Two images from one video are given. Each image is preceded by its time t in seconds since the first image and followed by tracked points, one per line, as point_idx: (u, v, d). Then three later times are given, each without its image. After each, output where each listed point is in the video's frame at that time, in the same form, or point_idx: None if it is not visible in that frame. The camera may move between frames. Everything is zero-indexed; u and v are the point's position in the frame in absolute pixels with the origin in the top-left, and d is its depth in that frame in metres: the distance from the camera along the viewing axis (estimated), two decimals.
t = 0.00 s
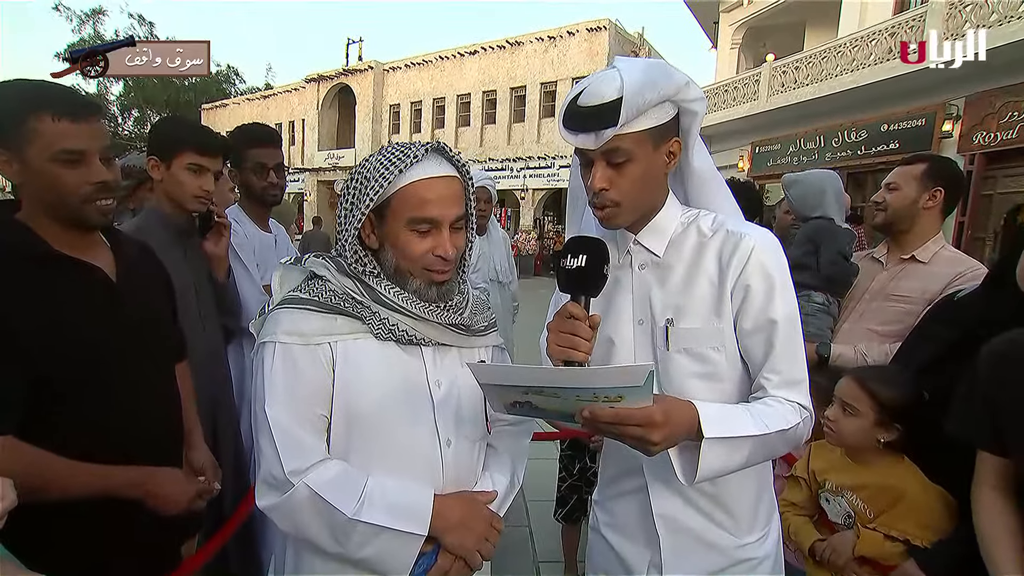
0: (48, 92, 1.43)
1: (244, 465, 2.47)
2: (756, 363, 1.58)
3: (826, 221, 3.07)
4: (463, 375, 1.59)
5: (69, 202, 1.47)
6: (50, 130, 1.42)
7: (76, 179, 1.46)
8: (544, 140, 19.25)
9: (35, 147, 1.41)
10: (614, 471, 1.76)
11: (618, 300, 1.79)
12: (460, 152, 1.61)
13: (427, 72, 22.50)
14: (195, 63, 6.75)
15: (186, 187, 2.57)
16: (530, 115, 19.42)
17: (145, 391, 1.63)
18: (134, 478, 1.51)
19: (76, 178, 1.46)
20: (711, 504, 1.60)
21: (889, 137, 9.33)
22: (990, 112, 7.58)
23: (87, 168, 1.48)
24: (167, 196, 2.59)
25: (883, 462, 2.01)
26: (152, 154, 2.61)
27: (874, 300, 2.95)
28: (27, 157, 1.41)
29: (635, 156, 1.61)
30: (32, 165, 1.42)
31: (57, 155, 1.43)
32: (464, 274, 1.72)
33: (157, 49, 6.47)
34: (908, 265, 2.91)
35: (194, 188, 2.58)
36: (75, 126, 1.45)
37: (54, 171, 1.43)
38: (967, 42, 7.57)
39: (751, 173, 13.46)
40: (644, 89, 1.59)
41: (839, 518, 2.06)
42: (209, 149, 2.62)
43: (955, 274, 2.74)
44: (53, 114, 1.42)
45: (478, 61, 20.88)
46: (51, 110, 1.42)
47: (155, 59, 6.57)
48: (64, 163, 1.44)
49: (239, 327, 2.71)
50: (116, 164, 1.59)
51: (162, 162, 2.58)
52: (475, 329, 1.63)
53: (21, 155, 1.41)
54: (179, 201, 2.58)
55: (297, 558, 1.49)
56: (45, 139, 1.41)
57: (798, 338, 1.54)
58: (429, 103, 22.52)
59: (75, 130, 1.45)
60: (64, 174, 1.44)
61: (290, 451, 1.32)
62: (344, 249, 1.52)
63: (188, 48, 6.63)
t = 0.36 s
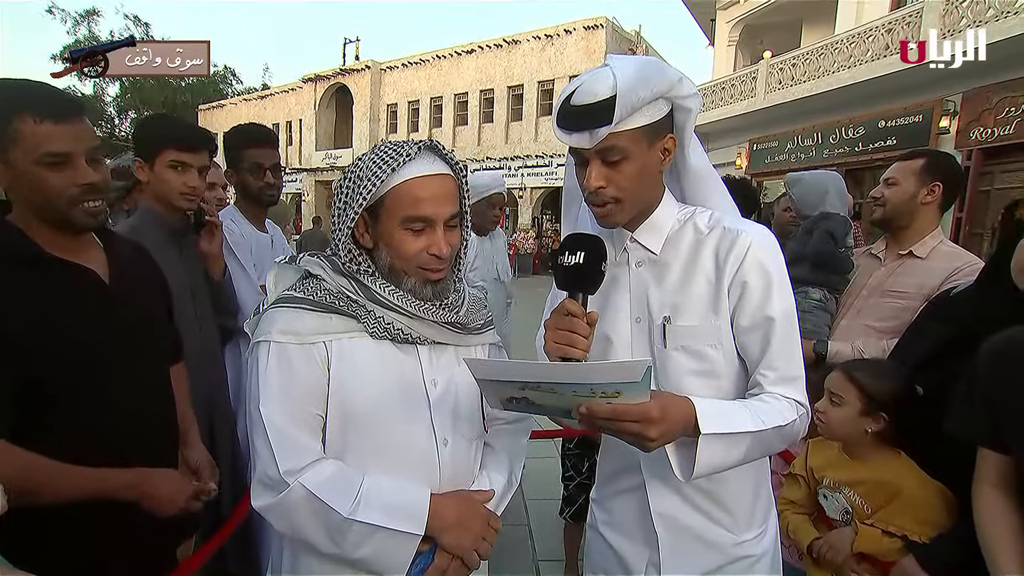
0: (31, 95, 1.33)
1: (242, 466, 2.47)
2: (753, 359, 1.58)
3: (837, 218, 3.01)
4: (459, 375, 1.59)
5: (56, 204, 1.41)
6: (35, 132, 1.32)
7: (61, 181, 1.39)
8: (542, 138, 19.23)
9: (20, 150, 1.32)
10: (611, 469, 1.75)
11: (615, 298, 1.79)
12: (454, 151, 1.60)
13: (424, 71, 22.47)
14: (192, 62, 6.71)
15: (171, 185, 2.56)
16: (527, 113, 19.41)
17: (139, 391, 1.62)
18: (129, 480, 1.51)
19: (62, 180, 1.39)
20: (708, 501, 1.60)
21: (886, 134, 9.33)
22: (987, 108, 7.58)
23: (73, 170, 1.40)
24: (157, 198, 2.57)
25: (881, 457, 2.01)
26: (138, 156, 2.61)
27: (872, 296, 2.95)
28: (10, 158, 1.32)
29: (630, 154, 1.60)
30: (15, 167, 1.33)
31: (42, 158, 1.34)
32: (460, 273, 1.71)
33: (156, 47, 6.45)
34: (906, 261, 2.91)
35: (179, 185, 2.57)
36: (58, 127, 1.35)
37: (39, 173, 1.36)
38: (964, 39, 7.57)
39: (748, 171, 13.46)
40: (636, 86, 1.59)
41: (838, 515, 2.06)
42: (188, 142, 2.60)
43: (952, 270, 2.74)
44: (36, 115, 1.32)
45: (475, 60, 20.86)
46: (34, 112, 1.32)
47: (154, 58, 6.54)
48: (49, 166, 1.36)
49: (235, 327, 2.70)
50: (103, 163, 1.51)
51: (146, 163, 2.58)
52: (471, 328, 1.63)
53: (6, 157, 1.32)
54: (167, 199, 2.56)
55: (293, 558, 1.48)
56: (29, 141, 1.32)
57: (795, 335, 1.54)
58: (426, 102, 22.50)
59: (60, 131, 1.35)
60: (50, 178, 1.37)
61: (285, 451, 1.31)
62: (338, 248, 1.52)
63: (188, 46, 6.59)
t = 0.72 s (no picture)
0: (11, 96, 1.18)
1: (239, 471, 2.46)
2: (753, 362, 1.57)
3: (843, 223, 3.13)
4: (457, 378, 1.59)
5: (47, 208, 1.26)
6: (26, 135, 1.16)
7: (54, 186, 1.23)
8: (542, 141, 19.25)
9: (11, 153, 1.16)
10: (611, 472, 1.75)
11: (614, 300, 1.79)
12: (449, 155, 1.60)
13: (424, 74, 22.51)
14: (192, 65, 6.68)
15: (167, 191, 2.55)
16: (526, 116, 19.43)
17: (136, 394, 1.63)
18: (125, 487, 1.50)
19: (55, 184, 1.23)
20: (707, 504, 1.60)
21: (885, 135, 9.34)
22: (986, 109, 7.59)
23: (65, 174, 1.24)
24: (155, 205, 2.57)
25: (883, 460, 2.01)
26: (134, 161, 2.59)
27: (871, 298, 2.95)
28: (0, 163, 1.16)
29: (630, 161, 1.60)
30: (9, 174, 1.18)
31: (33, 162, 1.19)
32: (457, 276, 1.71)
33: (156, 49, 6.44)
34: (905, 263, 2.91)
35: (174, 191, 2.55)
36: (53, 130, 1.21)
37: (30, 178, 1.20)
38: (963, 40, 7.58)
39: (748, 173, 13.46)
40: (637, 93, 1.59)
41: (839, 517, 2.06)
42: (182, 148, 2.60)
43: (952, 272, 2.74)
44: (28, 118, 1.17)
45: (475, 63, 20.89)
46: (27, 113, 1.17)
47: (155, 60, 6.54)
48: (42, 170, 1.21)
49: (233, 331, 2.70)
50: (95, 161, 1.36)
51: (142, 168, 2.57)
52: (468, 331, 1.62)
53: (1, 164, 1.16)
54: (163, 207, 2.56)
55: (291, 563, 1.48)
56: (15, 144, 1.16)
57: (795, 337, 1.54)
58: (426, 105, 22.53)
59: (51, 134, 1.19)
60: (43, 183, 1.22)
61: (283, 455, 1.31)
62: (335, 252, 1.52)
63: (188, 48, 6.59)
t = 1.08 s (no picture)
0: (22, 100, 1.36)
1: (238, 471, 2.45)
2: (753, 361, 1.57)
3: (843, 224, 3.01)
4: (454, 378, 1.59)
5: (50, 207, 1.40)
6: (32, 135, 1.35)
7: (57, 185, 1.39)
8: (541, 140, 19.25)
9: (16, 151, 1.34)
10: (610, 470, 1.75)
11: (614, 299, 1.79)
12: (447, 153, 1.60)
13: (423, 73, 22.50)
14: (192, 62, 6.58)
15: (166, 192, 2.55)
16: (526, 115, 19.42)
17: (135, 393, 1.59)
18: (124, 488, 1.47)
19: (58, 184, 1.39)
20: (706, 503, 1.59)
21: (884, 134, 9.34)
22: (984, 107, 7.60)
23: (69, 173, 1.40)
24: (153, 205, 2.57)
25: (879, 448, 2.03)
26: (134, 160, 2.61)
27: (871, 298, 2.94)
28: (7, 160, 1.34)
29: (630, 160, 1.60)
30: (13, 172, 1.35)
31: (37, 161, 1.36)
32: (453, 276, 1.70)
33: (156, 48, 6.44)
34: (905, 262, 2.90)
35: (173, 193, 2.55)
36: (56, 131, 1.38)
37: (35, 177, 1.37)
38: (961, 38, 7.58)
39: (747, 172, 13.46)
40: (637, 91, 1.59)
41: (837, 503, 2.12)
42: (183, 150, 2.59)
43: (952, 272, 2.73)
44: (33, 119, 1.35)
45: (474, 62, 20.89)
46: (31, 115, 1.35)
47: (155, 59, 6.52)
48: (46, 170, 1.37)
49: (231, 331, 2.69)
50: (102, 166, 1.52)
51: (142, 168, 2.58)
52: (465, 330, 1.62)
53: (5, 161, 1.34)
54: (161, 208, 2.56)
55: (288, 562, 1.47)
56: (23, 143, 1.34)
57: (795, 337, 1.53)
58: (425, 104, 22.52)
59: (54, 135, 1.37)
60: (45, 182, 1.38)
61: (280, 456, 1.31)
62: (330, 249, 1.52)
63: (189, 48, 6.57)
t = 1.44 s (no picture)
0: (17, 100, 1.35)
1: (236, 472, 2.45)
2: (750, 361, 1.58)
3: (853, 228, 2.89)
4: (451, 378, 1.59)
5: (47, 208, 1.40)
6: (29, 137, 1.34)
7: (54, 187, 1.39)
8: (538, 140, 19.26)
9: (13, 153, 1.33)
10: (608, 470, 1.75)
11: (611, 298, 1.79)
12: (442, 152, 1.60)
13: (421, 73, 22.50)
14: (192, 62, 6.55)
15: (167, 194, 2.54)
16: (523, 115, 19.43)
17: (135, 394, 1.59)
18: (122, 488, 1.46)
19: (55, 185, 1.39)
20: (703, 503, 1.60)
21: (880, 134, 9.36)
22: (980, 108, 7.63)
23: (67, 175, 1.40)
24: (154, 207, 2.56)
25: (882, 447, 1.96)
26: (135, 161, 2.60)
27: (869, 298, 2.95)
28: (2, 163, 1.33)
29: (629, 156, 1.60)
30: (9, 173, 1.34)
31: (35, 162, 1.35)
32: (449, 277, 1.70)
33: (156, 48, 6.44)
34: (902, 262, 2.91)
35: (175, 195, 2.55)
36: (53, 132, 1.37)
37: (32, 179, 1.36)
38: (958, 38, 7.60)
39: (744, 172, 13.48)
40: (635, 89, 1.59)
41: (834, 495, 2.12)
42: (185, 153, 2.59)
43: (948, 271, 2.74)
44: (29, 121, 1.35)
45: (471, 62, 20.89)
46: (28, 117, 1.35)
47: (154, 59, 6.53)
48: (44, 171, 1.37)
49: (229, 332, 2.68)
50: (99, 168, 1.52)
51: (143, 168, 2.57)
52: (461, 331, 1.62)
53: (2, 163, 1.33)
54: (161, 210, 2.55)
55: (285, 564, 1.47)
56: (20, 144, 1.33)
57: (791, 337, 1.54)
58: (422, 104, 22.51)
59: (52, 136, 1.37)
60: (43, 183, 1.37)
61: (276, 458, 1.31)
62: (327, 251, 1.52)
63: (189, 48, 6.56)
